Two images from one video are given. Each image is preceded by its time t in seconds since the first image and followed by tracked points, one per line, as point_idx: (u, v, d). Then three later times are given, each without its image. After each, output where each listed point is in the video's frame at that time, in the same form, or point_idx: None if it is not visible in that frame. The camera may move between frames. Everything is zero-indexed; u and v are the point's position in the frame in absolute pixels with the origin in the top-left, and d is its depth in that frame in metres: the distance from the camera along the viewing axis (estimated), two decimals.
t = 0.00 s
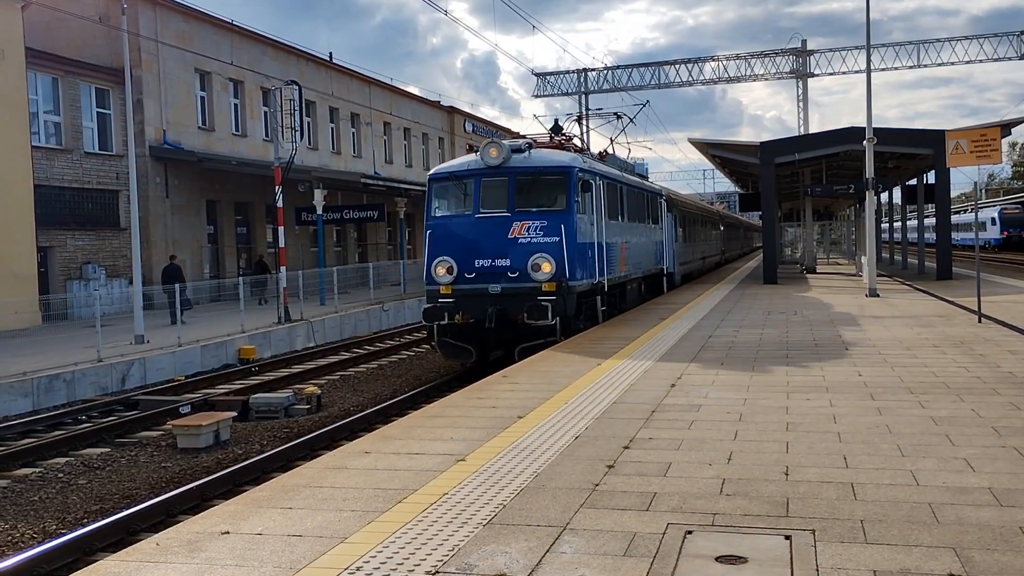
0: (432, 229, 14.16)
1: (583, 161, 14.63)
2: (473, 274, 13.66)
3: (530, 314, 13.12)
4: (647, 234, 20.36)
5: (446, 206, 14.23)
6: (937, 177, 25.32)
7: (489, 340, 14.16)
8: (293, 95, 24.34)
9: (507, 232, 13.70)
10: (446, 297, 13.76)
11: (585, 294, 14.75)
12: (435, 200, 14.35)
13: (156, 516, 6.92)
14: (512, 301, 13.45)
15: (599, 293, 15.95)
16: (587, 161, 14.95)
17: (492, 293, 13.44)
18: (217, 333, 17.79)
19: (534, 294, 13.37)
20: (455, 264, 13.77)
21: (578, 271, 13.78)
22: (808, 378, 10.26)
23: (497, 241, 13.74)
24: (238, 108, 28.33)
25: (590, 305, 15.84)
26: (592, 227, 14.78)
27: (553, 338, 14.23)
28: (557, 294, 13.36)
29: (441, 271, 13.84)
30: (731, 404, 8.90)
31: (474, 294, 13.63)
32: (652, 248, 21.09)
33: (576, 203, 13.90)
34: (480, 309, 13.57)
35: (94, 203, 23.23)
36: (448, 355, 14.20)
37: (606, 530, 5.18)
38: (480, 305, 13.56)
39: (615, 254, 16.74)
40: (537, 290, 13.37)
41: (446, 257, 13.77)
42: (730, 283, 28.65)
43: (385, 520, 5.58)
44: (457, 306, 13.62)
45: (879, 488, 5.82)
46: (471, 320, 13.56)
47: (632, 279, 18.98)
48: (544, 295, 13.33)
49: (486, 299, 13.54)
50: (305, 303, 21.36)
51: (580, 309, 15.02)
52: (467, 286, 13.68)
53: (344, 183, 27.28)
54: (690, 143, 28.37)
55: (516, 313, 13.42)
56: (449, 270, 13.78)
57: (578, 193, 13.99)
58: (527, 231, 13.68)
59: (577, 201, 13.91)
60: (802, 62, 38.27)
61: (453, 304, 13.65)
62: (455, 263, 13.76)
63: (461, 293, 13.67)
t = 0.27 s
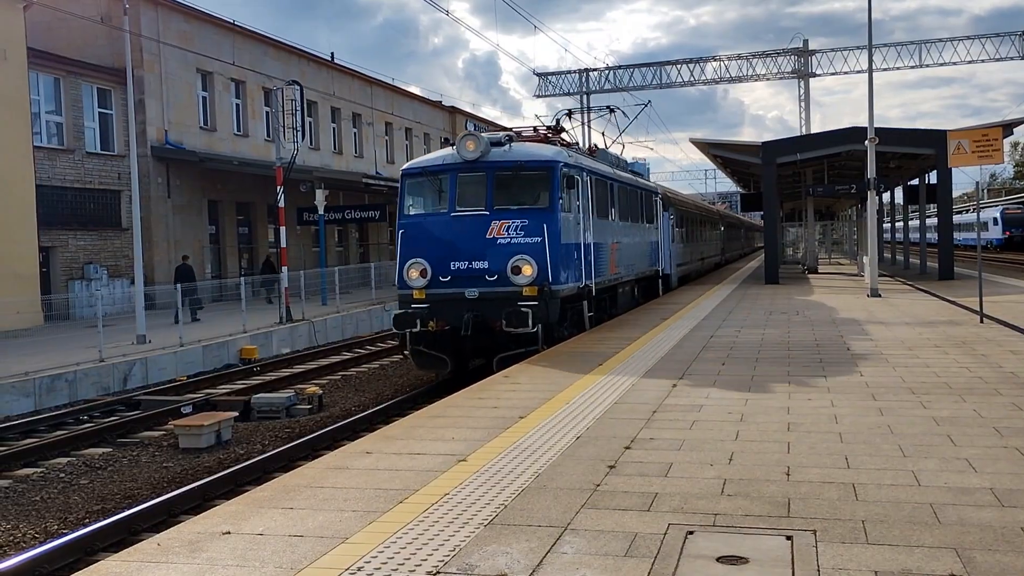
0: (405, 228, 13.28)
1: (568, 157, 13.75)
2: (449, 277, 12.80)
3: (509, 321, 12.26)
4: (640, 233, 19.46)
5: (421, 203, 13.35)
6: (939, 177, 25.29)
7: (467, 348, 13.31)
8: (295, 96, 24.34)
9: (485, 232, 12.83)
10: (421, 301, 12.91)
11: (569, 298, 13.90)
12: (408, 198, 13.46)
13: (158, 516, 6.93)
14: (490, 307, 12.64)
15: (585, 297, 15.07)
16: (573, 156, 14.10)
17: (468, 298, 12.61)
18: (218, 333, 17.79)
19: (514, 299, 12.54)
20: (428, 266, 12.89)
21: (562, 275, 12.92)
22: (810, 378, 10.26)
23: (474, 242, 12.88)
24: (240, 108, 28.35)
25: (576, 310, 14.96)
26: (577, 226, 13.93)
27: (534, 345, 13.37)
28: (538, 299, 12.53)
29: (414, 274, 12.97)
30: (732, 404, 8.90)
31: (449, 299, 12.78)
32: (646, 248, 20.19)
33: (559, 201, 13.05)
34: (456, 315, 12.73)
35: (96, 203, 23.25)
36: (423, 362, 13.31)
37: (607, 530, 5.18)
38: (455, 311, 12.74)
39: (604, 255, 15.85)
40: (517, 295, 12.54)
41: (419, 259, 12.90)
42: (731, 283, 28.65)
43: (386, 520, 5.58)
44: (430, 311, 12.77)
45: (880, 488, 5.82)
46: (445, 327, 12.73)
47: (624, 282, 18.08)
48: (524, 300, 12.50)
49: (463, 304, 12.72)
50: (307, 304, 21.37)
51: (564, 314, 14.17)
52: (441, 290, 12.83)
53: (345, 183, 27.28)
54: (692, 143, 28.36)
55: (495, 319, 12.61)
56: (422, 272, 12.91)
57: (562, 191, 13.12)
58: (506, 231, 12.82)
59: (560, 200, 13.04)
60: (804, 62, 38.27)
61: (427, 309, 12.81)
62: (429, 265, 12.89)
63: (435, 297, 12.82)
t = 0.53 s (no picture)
0: (373, 228, 12.26)
1: (552, 148, 12.60)
2: (418, 281, 11.76)
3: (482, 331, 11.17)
4: (635, 234, 18.35)
5: (390, 200, 12.30)
6: (941, 177, 25.26)
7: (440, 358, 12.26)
8: (297, 96, 24.32)
9: (459, 232, 11.74)
10: (389, 308, 11.88)
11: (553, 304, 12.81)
12: (377, 193, 12.42)
13: (161, 516, 6.94)
14: (464, 314, 11.59)
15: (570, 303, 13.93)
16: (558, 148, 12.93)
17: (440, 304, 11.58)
18: (220, 333, 17.81)
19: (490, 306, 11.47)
20: (397, 269, 11.86)
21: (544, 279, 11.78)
22: (812, 378, 10.26)
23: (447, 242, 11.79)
24: (242, 108, 28.36)
25: (560, 316, 13.83)
26: (562, 224, 12.81)
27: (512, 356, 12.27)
28: (516, 305, 11.42)
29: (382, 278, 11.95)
30: (735, 404, 8.90)
31: (420, 305, 11.76)
32: (640, 249, 19.07)
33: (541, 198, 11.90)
34: (427, 323, 11.74)
35: (98, 203, 23.28)
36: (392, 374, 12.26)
37: (609, 530, 5.18)
38: (427, 319, 11.73)
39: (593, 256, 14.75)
40: (494, 301, 11.46)
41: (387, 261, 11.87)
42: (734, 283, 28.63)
43: (389, 521, 5.57)
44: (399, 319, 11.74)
45: (883, 488, 5.81)
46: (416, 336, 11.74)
47: (614, 286, 17.00)
48: (501, 306, 11.40)
49: (434, 311, 11.70)
50: (309, 303, 21.38)
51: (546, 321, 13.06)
52: (411, 295, 11.79)
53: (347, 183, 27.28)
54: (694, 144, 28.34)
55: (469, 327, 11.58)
56: (390, 276, 11.88)
57: (544, 186, 11.96)
58: (482, 230, 11.68)
59: (542, 196, 11.90)
60: (806, 62, 38.24)
61: (395, 317, 11.80)
62: (398, 269, 11.85)
63: (405, 303, 11.79)
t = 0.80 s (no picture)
0: (334, 227, 11.25)
1: (531, 140, 11.63)
2: (384, 286, 10.78)
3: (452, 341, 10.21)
4: (626, 235, 17.36)
5: (353, 196, 11.31)
6: (946, 177, 25.20)
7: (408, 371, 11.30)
8: (301, 96, 24.33)
9: (427, 231, 10.74)
10: (351, 315, 10.90)
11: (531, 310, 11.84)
12: (339, 188, 11.41)
13: (165, 516, 6.95)
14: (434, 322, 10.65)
15: (552, 309, 12.95)
16: (538, 140, 11.96)
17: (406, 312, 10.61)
18: (224, 334, 17.83)
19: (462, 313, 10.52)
20: (361, 272, 10.88)
21: (522, 283, 10.82)
22: (817, 379, 10.24)
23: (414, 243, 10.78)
24: (246, 109, 28.38)
25: (541, 323, 12.84)
26: (543, 223, 11.85)
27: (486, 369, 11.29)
28: (491, 312, 10.47)
29: (343, 282, 10.95)
30: (739, 404, 8.89)
31: (385, 312, 10.78)
32: (633, 250, 18.06)
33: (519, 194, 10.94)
34: (392, 333, 10.78)
35: (102, 203, 23.33)
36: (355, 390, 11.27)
37: (614, 530, 5.18)
38: (394, 327, 10.77)
39: (578, 258, 13.75)
40: (467, 308, 10.50)
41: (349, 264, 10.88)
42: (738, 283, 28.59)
43: (393, 521, 5.57)
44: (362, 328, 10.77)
45: (888, 488, 5.81)
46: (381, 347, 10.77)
47: (603, 290, 16.02)
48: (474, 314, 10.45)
49: (402, 319, 10.74)
50: (313, 303, 21.40)
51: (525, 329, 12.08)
52: (375, 301, 10.81)
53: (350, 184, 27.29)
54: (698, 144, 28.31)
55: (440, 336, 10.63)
56: (352, 280, 10.89)
57: (521, 181, 10.98)
58: (453, 230, 10.70)
59: (519, 193, 10.93)
60: (810, 62, 38.18)
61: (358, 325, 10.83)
62: (361, 272, 10.87)
63: (369, 309, 10.81)
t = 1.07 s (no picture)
0: (285, 227, 10.12)
1: (506, 129, 10.49)
2: (340, 292, 9.65)
3: (414, 354, 9.07)
4: (619, 236, 16.25)
5: (308, 192, 10.18)
6: (952, 176, 25.13)
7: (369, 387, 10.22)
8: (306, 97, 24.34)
9: (389, 231, 9.59)
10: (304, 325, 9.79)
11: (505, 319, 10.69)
12: (293, 182, 10.29)
13: (171, 516, 6.97)
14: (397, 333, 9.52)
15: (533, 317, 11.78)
16: (515, 129, 10.81)
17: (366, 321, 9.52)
18: (230, 334, 17.87)
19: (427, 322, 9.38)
20: (314, 276, 9.74)
21: (494, 289, 9.68)
22: (823, 378, 10.22)
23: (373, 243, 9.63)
24: (251, 109, 28.43)
25: (519, 332, 11.68)
26: (521, 221, 10.72)
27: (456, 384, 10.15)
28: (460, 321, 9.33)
29: (294, 288, 9.82)
30: (745, 404, 8.88)
31: (342, 321, 9.64)
32: (627, 252, 16.96)
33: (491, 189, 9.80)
34: (350, 344, 9.66)
35: (109, 203, 23.39)
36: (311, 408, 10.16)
37: (620, 530, 5.18)
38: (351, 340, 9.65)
39: (562, 261, 12.63)
40: (433, 316, 9.36)
41: (301, 268, 9.77)
42: (744, 283, 28.56)
43: (399, 521, 5.57)
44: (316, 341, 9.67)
45: (894, 488, 5.79)
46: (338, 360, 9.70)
47: (594, 295, 14.95)
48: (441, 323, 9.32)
49: (360, 329, 9.62)
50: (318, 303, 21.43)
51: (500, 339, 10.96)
52: (330, 310, 9.69)
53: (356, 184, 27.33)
54: (703, 143, 28.31)
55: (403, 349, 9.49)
56: (305, 286, 9.77)
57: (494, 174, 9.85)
58: (417, 229, 9.55)
59: (492, 187, 9.80)
60: (815, 61, 38.14)
61: (312, 335, 9.71)
62: (315, 276, 9.73)
63: (324, 319, 9.70)
